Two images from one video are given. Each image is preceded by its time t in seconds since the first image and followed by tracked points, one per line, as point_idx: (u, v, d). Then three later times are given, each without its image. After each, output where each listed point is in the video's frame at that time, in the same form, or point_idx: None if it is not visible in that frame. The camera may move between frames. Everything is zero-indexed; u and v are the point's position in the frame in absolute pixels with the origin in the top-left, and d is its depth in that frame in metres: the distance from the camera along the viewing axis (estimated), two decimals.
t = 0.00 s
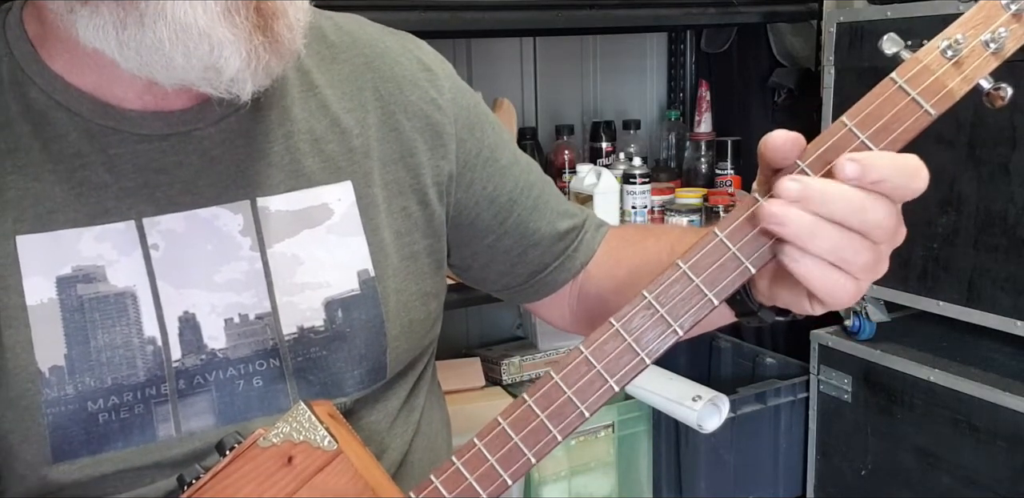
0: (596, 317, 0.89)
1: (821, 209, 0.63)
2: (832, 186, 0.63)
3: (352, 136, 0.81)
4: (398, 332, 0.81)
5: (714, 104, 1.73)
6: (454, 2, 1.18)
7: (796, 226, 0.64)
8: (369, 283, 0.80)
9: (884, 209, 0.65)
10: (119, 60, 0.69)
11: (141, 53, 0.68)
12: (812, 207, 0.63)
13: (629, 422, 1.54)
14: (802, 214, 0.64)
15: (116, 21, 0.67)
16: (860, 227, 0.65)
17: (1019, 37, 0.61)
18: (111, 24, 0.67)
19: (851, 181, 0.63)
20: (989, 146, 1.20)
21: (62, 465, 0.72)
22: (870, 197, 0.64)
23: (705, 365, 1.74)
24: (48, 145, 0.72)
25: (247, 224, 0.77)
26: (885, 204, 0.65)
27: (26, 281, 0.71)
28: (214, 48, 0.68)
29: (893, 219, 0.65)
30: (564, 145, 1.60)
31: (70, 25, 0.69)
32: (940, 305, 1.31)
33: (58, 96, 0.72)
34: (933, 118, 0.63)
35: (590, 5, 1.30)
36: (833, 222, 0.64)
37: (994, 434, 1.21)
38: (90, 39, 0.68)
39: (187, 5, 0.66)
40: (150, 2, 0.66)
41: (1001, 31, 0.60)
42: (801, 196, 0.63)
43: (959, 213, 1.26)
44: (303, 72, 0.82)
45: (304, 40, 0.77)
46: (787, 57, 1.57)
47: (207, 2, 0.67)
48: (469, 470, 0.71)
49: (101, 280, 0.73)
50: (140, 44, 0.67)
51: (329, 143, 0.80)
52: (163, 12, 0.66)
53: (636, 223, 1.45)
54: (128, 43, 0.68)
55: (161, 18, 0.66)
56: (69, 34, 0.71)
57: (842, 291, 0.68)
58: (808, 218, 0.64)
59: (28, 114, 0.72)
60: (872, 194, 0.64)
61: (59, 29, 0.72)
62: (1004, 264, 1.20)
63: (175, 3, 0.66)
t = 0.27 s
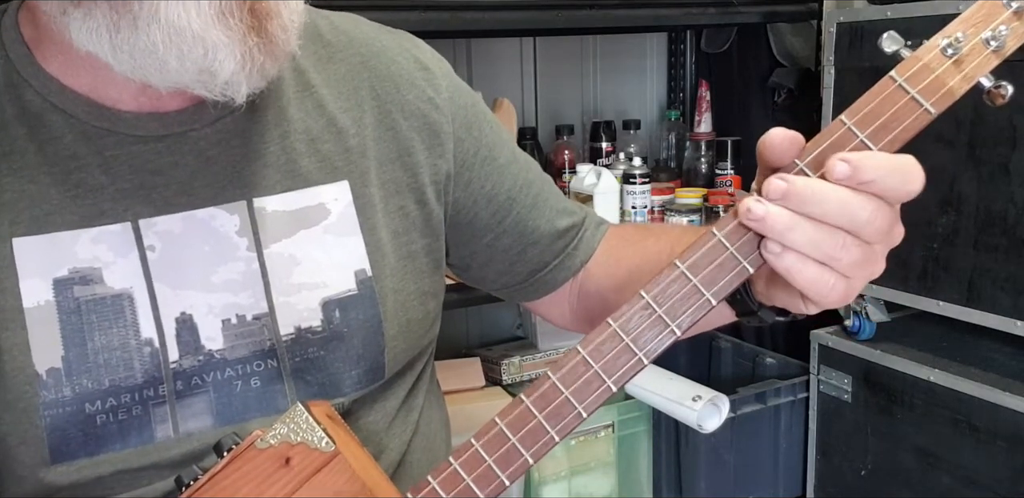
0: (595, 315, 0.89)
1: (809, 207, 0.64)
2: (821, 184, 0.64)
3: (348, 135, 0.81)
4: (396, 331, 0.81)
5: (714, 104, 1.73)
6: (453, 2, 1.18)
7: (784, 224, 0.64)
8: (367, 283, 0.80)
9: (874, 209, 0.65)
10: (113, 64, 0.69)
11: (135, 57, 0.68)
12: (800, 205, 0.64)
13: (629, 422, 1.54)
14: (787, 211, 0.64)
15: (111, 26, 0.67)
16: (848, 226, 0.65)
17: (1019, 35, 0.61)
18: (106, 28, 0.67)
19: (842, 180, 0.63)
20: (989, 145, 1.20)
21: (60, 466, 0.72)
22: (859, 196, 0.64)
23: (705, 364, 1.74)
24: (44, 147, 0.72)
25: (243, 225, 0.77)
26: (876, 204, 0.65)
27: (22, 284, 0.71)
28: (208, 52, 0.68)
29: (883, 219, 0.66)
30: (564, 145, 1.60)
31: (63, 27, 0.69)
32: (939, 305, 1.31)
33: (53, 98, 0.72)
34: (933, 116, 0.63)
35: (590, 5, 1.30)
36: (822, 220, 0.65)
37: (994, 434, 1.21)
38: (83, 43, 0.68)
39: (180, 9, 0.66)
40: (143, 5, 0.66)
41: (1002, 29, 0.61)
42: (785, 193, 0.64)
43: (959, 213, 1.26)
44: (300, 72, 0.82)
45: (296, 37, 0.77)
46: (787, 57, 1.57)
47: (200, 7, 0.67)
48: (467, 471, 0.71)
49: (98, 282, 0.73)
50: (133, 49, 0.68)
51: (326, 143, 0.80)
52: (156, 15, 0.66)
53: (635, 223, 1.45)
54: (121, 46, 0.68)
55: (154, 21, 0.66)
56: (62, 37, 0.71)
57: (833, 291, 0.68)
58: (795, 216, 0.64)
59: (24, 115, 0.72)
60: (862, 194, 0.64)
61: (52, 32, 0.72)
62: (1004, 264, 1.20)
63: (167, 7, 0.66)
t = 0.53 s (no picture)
0: (595, 315, 0.89)
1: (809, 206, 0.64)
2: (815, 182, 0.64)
3: (347, 136, 0.81)
4: (395, 331, 0.82)
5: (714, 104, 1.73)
6: (453, 2, 1.18)
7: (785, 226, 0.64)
8: (365, 283, 0.80)
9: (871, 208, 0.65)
10: (115, 64, 0.70)
11: (138, 57, 0.68)
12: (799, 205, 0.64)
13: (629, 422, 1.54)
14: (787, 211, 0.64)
15: (111, 25, 0.68)
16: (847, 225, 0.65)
17: (1016, 32, 0.60)
18: (107, 27, 0.68)
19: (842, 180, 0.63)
20: (989, 145, 1.20)
21: (59, 468, 0.72)
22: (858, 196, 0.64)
23: (705, 364, 1.74)
24: (42, 148, 0.72)
25: (242, 226, 0.77)
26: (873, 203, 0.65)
27: (22, 285, 0.71)
28: (211, 51, 0.68)
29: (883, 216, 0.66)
30: (564, 145, 1.60)
31: (64, 28, 0.69)
32: (939, 305, 1.31)
33: (51, 99, 0.72)
34: (930, 114, 0.63)
35: (590, 5, 1.30)
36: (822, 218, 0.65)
37: (994, 434, 1.21)
38: (84, 42, 0.68)
39: (181, 7, 0.66)
40: (146, 4, 0.67)
41: (998, 26, 0.60)
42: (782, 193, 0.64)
43: (958, 213, 1.26)
44: (298, 73, 0.82)
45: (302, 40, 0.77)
46: (787, 57, 1.57)
47: (202, 5, 0.67)
48: (466, 470, 0.71)
49: (96, 284, 0.73)
50: (136, 48, 0.68)
51: (324, 143, 0.80)
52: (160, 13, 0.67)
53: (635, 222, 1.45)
54: (124, 45, 0.68)
55: (158, 19, 0.67)
56: (61, 38, 0.71)
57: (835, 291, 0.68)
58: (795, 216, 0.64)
59: (22, 117, 0.72)
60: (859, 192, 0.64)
61: (48, 32, 0.72)
62: (1005, 264, 1.20)
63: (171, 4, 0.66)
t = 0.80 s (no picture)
0: (593, 315, 0.89)
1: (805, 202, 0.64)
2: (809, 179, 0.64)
3: (346, 136, 0.81)
4: (394, 331, 0.82)
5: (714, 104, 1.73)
6: (453, 2, 1.18)
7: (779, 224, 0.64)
8: (365, 283, 0.80)
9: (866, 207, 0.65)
10: (118, 66, 0.69)
11: (143, 62, 0.69)
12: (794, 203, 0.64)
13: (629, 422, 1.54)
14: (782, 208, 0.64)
15: (114, 29, 0.67)
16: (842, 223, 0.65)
17: (1015, 33, 0.60)
18: (110, 31, 0.68)
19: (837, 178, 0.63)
20: (989, 145, 1.20)
21: (60, 468, 0.72)
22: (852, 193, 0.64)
23: (705, 364, 1.74)
24: (42, 150, 0.72)
25: (241, 226, 0.77)
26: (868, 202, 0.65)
27: (22, 286, 0.71)
28: (215, 52, 0.68)
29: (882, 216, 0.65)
30: (564, 145, 1.60)
31: (65, 31, 0.69)
32: (939, 305, 1.31)
33: (51, 100, 0.72)
34: (929, 114, 0.63)
35: (590, 5, 1.30)
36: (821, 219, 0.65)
37: (994, 434, 1.21)
38: (85, 45, 0.68)
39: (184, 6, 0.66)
40: (149, 6, 0.67)
41: (998, 27, 0.60)
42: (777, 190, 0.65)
43: (958, 213, 1.26)
44: (297, 73, 0.82)
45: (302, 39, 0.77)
46: (787, 57, 1.58)
47: (206, 6, 0.67)
48: (466, 470, 0.71)
49: (96, 285, 0.73)
50: (139, 50, 0.68)
51: (323, 143, 0.80)
52: (162, 14, 0.67)
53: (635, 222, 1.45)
54: (127, 49, 0.68)
55: (161, 21, 0.67)
56: (62, 41, 0.72)
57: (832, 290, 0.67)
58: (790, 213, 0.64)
59: (21, 118, 0.72)
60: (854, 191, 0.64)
61: (48, 33, 0.72)
62: (1005, 264, 1.20)
63: (173, 6, 0.66)
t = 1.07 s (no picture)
0: (594, 315, 0.89)
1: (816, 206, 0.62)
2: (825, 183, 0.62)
3: (346, 136, 0.81)
4: (395, 331, 0.81)
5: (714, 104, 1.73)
6: (453, 2, 1.18)
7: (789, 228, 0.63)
8: (366, 283, 0.80)
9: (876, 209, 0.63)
10: (120, 69, 0.70)
11: (143, 62, 0.68)
12: (806, 205, 0.63)
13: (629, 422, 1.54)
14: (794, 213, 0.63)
15: (116, 30, 0.67)
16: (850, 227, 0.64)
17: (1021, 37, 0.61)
18: (111, 32, 0.67)
19: (850, 179, 0.62)
20: (989, 146, 1.20)
21: (60, 468, 0.72)
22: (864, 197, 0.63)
23: (705, 364, 1.74)
24: (42, 150, 0.72)
25: (242, 226, 0.77)
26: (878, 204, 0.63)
27: (22, 287, 0.71)
28: (216, 56, 0.68)
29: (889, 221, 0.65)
30: (564, 145, 1.60)
31: (67, 33, 0.69)
32: (940, 305, 1.31)
33: (51, 100, 0.72)
34: (934, 118, 0.63)
35: (590, 5, 1.30)
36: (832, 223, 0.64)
37: (994, 434, 1.21)
38: (87, 46, 0.68)
39: (186, 10, 0.66)
40: (151, 9, 0.67)
41: (1004, 30, 0.61)
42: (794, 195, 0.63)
43: (959, 213, 1.26)
44: (298, 73, 0.82)
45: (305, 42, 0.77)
46: (787, 57, 1.57)
47: (207, 11, 0.67)
48: (468, 471, 0.71)
49: (97, 285, 0.73)
50: (141, 53, 0.68)
51: (324, 143, 0.80)
52: (164, 18, 0.67)
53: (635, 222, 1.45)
54: (128, 51, 0.68)
55: (163, 25, 0.67)
56: (63, 42, 0.72)
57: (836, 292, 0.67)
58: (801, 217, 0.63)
59: (22, 119, 0.72)
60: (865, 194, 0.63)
61: (48, 33, 0.72)
62: (1004, 264, 1.20)
63: (176, 10, 0.66)
